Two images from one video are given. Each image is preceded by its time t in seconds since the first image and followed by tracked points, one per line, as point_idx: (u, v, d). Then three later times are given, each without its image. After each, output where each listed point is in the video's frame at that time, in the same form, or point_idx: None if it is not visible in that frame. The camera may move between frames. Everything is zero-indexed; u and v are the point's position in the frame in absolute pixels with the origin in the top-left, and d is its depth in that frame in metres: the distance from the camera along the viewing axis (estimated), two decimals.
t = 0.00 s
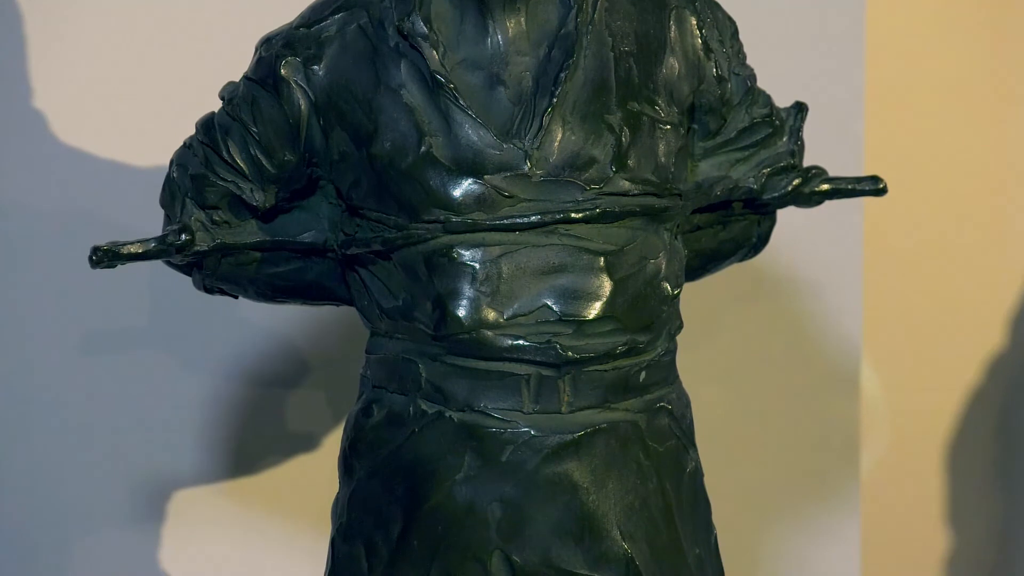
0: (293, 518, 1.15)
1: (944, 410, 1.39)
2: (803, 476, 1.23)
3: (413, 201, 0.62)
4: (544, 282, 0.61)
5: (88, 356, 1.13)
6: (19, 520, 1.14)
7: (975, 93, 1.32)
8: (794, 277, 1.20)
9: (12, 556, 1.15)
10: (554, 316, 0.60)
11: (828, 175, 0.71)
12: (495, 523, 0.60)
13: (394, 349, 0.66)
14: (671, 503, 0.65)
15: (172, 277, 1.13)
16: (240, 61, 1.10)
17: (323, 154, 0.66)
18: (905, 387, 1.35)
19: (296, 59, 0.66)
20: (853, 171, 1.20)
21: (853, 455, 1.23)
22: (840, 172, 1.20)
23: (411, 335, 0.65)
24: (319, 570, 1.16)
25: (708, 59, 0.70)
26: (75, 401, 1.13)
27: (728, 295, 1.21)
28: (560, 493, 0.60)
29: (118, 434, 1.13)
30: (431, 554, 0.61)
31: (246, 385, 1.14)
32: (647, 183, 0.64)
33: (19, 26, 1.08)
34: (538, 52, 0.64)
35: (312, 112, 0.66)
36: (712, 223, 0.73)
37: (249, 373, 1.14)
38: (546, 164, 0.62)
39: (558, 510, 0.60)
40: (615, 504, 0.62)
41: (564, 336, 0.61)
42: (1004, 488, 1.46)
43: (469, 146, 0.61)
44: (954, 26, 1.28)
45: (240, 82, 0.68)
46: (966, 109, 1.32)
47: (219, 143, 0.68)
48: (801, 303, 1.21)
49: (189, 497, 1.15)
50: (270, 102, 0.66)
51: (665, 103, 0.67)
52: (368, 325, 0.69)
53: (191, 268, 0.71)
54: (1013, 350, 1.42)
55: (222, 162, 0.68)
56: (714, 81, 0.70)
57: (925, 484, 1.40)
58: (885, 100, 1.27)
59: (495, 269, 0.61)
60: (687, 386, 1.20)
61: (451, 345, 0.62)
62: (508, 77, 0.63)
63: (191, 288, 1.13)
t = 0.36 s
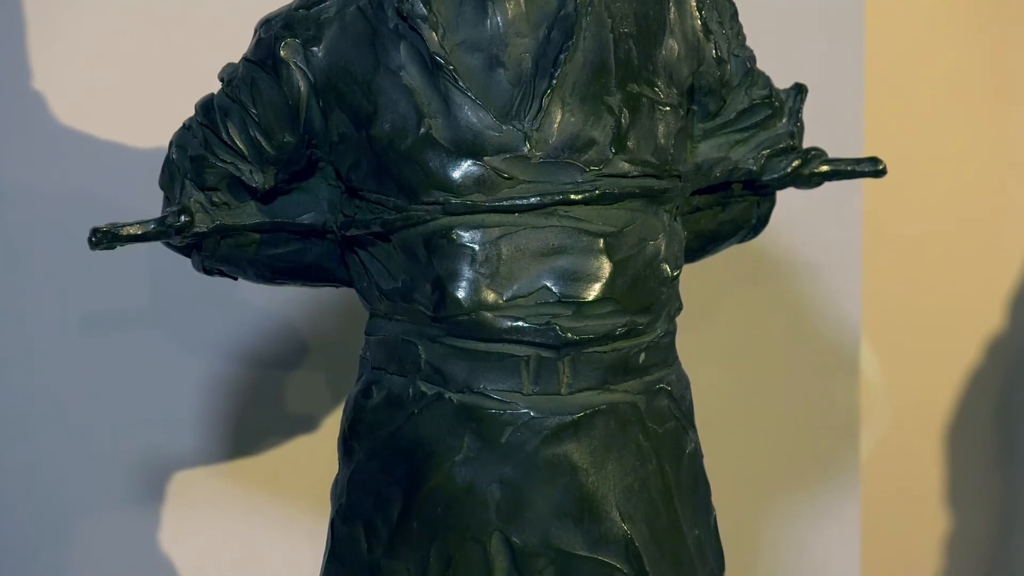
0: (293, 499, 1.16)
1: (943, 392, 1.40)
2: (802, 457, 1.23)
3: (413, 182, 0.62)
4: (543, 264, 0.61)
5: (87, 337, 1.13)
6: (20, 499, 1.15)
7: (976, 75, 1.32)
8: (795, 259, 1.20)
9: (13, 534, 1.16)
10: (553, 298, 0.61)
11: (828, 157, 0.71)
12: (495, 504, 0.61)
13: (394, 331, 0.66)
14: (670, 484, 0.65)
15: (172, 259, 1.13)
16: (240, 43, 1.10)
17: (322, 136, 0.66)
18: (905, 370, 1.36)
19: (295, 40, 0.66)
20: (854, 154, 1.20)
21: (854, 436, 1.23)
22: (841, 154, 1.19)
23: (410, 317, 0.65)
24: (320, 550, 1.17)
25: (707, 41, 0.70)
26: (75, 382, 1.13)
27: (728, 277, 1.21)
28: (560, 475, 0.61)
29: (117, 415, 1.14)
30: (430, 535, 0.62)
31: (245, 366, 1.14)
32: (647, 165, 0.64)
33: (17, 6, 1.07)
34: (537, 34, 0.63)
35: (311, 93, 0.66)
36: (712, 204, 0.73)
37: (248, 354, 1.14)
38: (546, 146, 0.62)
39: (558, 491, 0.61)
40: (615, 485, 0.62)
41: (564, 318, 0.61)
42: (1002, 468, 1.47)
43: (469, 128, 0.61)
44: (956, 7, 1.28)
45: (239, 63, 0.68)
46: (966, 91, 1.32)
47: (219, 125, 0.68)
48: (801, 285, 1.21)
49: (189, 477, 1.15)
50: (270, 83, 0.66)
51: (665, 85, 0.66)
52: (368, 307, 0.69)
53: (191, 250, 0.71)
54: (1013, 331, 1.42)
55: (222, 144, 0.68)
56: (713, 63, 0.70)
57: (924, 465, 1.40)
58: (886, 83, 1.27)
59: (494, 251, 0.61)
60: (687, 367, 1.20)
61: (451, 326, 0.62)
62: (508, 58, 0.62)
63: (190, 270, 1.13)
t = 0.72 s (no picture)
0: (294, 481, 1.16)
1: (943, 374, 1.40)
2: (802, 440, 1.24)
3: (413, 164, 0.62)
4: (543, 246, 0.61)
5: (87, 320, 1.13)
6: (22, 481, 1.16)
7: (978, 57, 1.32)
8: (795, 241, 1.20)
9: (16, 516, 1.16)
10: (553, 280, 0.61)
11: (829, 138, 0.71)
12: (495, 486, 0.61)
13: (394, 313, 0.66)
14: (671, 467, 0.66)
15: (172, 241, 1.13)
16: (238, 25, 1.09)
17: (323, 118, 0.66)
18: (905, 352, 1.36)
19: (295, 22, 0.65)
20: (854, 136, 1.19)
21: (853, 417, 1.24)
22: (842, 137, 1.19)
23: (411, 299, 0.65)
24: (320, 532, 1.17)
25: (708, 23, 0.70)
26: (75, 365, 1.14)
27: (728, 259, 1.21)
28: (560, 457, 0.61)
29: (117, 397, 1.14)
30: (431, 517, 0.62)
31: (246, 348, 1.14)
32: (647, 147, 0.64)
33: None
34: (538, 15, 0.62)
35: (311, 75, 0.65)
36: (712, 185, 0.73)
37: (248, 336, 1.14)
38: (546, 128, 0.62)
39: (558, 473, 0.61)
40: (615, 468, 0.62)
41: (564, 300, 0.61)
42: (1001, 449, 1.47)
43: (469, 110, 0.61)
44: None
45: (239, 45, 0.68)
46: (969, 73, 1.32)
47: (219, 107, 0.68)
48: (801, 267, 1.21)
49: (189, 460, 1.16)
50: (270, 65, 0.66)
51: (665, 67, 0.66)
52: (368, 289, 0.70)
53: (191, 231, 0.71)
54: (1014, 313, 1.42)
55: (222, 126, 0.68)
56: (714, 45, 0.69)
57: (923, 447, 1.41)
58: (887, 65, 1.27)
59: (495, 233, 0.61)
60: (687, 350, 1.20)
61: (451, 308, 0.62)
62: (508, 40, 0.62)
63: (190, 252, 1.13)
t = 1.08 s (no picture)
0: (295, 467, 1.17)
1: (943, 359, 1.40)
2: (802, 427, 1.24)
3: (413, 150, 0.62)
4: (543, 232, 0.61)
5: (87, 306, 1.13)
6: (23, 467, 1.16)
7: (979, 42, 1.31)
8: (795, 228, 1.20)
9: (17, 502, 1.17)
10: (554, 266, 0.61)
11: (829, 125, 0.71)
12: (495, 472, 0.61)
13: (395, 299, 0.66)
14: (671, 453, 0.66)
15: (173, 227, 1.13)
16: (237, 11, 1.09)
17: (322, 104, 0.66)
18: (906, 338, 1.36)
19: (295, 8, 0.65)
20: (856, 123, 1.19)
21: (853, 404, 1.24)
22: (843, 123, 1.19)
23: (411, 285, 0.65)
24: (321, 518, 1.18)
25: (709, 9, 0.69)
26: (75, 350, 1.14)
27: (729, 246, 1.21)
28: (560, 442, 0.61)
29: (117, 383, 1.15)
30: (431, 503, 0.63)
31: (246, 334, 1.15)
32: (647, 133, 0.64)
33: None
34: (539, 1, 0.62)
35: (312, 61, 0.65)
36: (713, 171, 0.73)
37: (249, 322, 1.15)
38: (547, 114, 0.62)
39: (558, 459, 0.61)
40: (615, 454, 0.63)
41: (564, 286, 0.61)
42: (1001, 435, 1.49)
43: (469, 96, 0.61)
44: None
45: (239, 31, 0.68)
46: (970, 59, 1.31)
47: (219, 93, 0.68)
48: (801, 253, 1.21)
49: (189, 446, 1.16)
50: (270, 51, 0.66)
51: (665, 53, 0.66)
52: (369, 275, 0.70)
53: (191, 218, 0.71)
54: (1014, 298, 1.43)
55: (222, 112, 0.68)
56: (714, 31, 0.69)
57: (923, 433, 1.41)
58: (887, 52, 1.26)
59: (495, 219, 0.61)
60: (688, 336, 1.21)
61: (451, 295, 0.62)
62: (508, 25, 0.62)
63: (190, 238, 1.13)
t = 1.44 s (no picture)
0: (295, 453, 1.17)
1: (943, 346, 1.41)
2: (801, 414, 1.24)
3: (413, 136, 0.62)
4: (543, 218, 0.61)
5: (86, 293, 1.13)
6: (23, 453, 1.16)
7: (978, 28, 1.31)
8: (794, 214, 1.20)
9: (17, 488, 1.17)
10: (553, 253, 0.61)
11: (829, 111, 0.70)
12: (495, 459, 0.62)
13: (394, 285, 0.67)
14: (671, 439, 0.66)
15: (172, 213, 1.13)
16: None
17: (322, 90, 0.66)
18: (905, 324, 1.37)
19: None
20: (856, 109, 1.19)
21: (852, 391, 1.25)
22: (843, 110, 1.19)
23: (410, 272, 0.65)
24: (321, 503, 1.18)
25: None
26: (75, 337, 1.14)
27: (729, 232, 1.21)
28: (559, 429, 0.62)
29: (116, 370, 1.15)
30: (431, 489, 0.63)
31: (245, 321, 1.15)
32: (647, 119, 0.64)
33: None
34: None
35: (311, 48, 0.65)
36: (712, 158, 0.73)
37: (248, 309, 1.15)
38: (547, 101, 0.62)
39: (557, 446, 0.61)
40: (615, 440, 0.63)
41: (564, 273, 0.61)
42: (1000, 423, 1.47)
43: (469, 83, 0.61)
44: None
45: (238, 17, 0.67)
46: (968, 44, 1.31)
47: (218, 79, 0.68)
48: (801, 239, 1.21)
49: (189, 432, 1.16)
50: (270, 38, 0.65)
51: (665, 39, 0.65)
52: (368, 262, 0.70)
53: (190, 204, 0.71)
54: (1014, 284, 1.42)
55: (222, 99, 0.68)
56: (714, 16, 0.69)
57: (921, 419, 1.42)
58: (887, 38, 1.26)
59: (495, 205, 0.61)
60: (687, 323, 1.21)
61: (451, 281, 0.62)
62: (508, 12, 0.61)
63: (190, 225, 1.13)
